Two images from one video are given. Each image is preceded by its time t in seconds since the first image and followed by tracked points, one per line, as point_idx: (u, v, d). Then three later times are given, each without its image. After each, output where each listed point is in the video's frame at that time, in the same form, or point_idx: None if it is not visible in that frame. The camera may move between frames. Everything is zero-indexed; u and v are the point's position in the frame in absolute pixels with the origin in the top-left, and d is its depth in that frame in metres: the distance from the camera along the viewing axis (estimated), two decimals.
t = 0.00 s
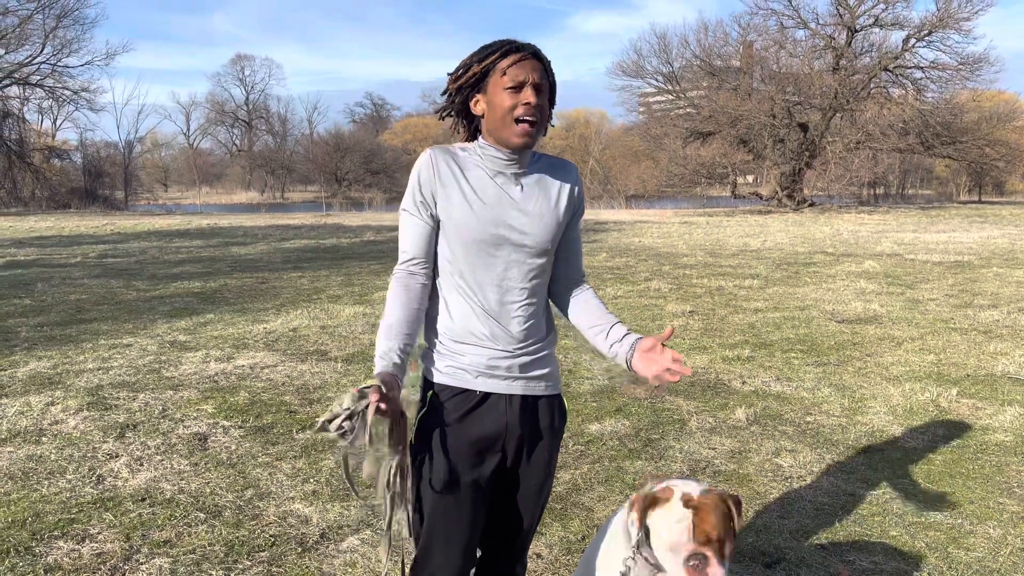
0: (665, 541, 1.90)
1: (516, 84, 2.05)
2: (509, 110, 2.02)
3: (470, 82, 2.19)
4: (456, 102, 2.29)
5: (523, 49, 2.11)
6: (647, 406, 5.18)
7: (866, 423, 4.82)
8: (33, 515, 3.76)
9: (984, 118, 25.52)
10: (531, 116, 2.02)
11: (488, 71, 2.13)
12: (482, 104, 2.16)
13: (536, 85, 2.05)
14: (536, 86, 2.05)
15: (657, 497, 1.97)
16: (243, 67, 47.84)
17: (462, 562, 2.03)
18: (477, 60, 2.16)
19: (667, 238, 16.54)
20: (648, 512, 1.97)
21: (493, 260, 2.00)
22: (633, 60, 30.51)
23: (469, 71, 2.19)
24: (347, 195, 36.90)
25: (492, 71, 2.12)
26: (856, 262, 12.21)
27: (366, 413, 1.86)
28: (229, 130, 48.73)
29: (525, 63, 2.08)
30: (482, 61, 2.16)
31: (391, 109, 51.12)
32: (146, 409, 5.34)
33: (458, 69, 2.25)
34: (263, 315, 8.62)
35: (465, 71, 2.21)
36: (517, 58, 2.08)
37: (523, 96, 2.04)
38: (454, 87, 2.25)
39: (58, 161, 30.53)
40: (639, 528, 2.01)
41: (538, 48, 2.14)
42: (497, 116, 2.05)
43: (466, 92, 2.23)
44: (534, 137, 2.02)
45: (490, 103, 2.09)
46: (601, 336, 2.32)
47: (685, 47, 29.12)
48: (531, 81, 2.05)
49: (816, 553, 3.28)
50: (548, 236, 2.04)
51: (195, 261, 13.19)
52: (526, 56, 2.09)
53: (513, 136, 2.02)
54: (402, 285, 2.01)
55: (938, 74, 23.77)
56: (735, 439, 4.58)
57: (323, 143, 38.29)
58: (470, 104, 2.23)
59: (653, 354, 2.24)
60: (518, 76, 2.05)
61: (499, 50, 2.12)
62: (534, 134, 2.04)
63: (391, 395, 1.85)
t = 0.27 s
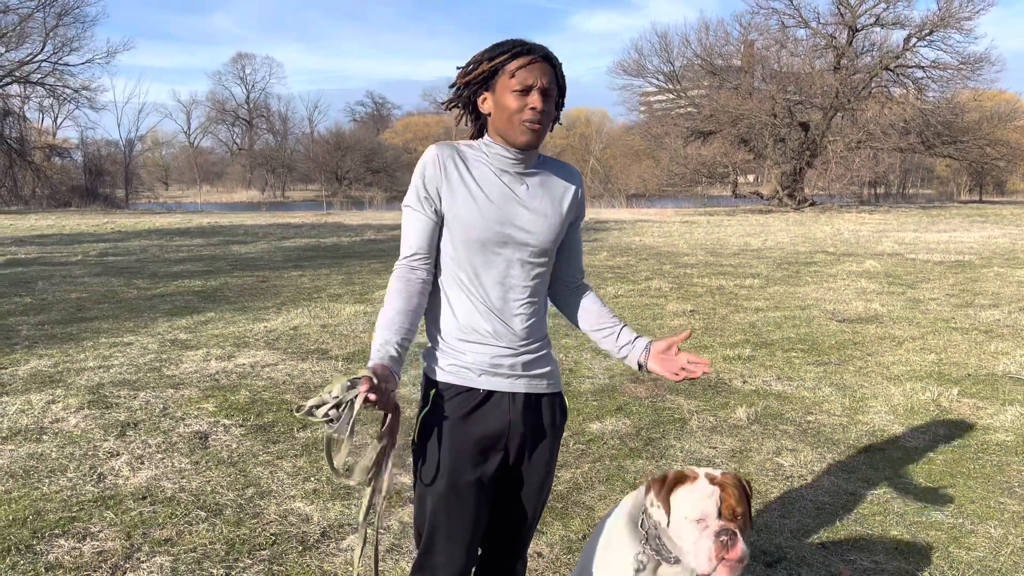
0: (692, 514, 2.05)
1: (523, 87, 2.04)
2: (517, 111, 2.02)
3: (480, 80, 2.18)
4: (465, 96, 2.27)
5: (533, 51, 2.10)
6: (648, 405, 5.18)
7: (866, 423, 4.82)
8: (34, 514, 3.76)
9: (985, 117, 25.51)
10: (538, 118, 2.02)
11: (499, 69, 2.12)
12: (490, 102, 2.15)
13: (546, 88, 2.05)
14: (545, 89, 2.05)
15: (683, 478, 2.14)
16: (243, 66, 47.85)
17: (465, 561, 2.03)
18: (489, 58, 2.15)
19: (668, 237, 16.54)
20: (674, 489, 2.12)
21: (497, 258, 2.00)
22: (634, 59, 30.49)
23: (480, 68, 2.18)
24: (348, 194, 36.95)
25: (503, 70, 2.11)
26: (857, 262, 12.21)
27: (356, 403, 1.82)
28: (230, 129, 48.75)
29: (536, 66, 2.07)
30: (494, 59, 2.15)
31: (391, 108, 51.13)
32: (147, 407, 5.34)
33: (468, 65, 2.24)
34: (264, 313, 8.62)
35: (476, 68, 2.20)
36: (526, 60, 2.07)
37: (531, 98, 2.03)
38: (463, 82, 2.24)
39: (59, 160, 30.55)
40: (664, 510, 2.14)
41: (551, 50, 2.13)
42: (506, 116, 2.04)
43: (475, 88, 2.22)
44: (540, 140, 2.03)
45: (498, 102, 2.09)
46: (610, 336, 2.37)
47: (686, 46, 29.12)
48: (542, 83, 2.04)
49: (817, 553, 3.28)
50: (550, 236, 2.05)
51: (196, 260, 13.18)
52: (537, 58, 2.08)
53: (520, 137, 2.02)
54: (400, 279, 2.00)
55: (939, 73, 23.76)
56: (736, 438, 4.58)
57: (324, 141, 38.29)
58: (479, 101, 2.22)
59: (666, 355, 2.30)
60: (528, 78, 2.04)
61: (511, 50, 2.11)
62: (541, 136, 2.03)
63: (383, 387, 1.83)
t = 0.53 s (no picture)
0: (691, 483, 2.18)
1: (527, 90, 2.04)
2: (522, 114, 2.02)
3: (482, 83, 2.17)
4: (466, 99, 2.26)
5: (535, 54, 2.09)
6: (649, 404, 5.18)
7: (868, 422, 4.81)
8: (34, 512, 3.76)
9: (986, 116, 25.48)
10: (543, 122, 2.02)
11: (502, 71, 2.11)
12: (493, 105, 2.14)
13: (549, 91, 2.05)
14: (548, 92, 2.05)
15: (682, 453, 2.28)
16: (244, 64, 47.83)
17: (465, 560, 2.02)
18: (490, 60, 2.14)
19: (668, 236, 16.53)
20: (675, 463, 2.26)
21: (501, 257, 1.99)
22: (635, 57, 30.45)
23: (481, 71, 2.17)
24: (348, 193, 37.03)
25: (505, 73, 2.10)
26: (858, 260, 12.19)
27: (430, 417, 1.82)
28: (231, 127, 48.75)
29: (540, 68, 2.06)
30: (495, 62, 2.14)
31: (392, 106, 51.10)
32: (147, 406, 5.34)
33: (469, 67, 2.23)
34: (264, 312, 8.61)
35: (478, 69, 2.18)
36: (528, 63, 2.07)
37: (535, 101, 2.04)
38: (465, 85, 2.23)
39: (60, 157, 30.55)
40: (664, 485, 2.27)
41: (552, 52, 2.12)
42: (511, 119, 2.04)
43: (477, 90, 2.21)
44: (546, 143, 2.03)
45: (501, 105, 2.08)
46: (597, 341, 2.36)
47: (687, 45, 29.08)
48: (544, 87, 2.04)
49: (818, 553, 3.28)
50: (552, 236, 2.05)
51: (197, 258, 13.18)
52: (540, 60, 2.08)
53: (525, 139, 2.02)
54: (419, 285, 1.94)
55: (940, 72, 23.71)
56: (737, 437, 4.57)
57: (324, 140, 38.27)
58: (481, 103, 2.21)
59: (649, 368, 2.31)
60: (531, 81, 2.04)
61: (513, 52, 2.10)
62: (547, 139, 2.04)
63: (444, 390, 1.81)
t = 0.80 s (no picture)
0: (692, 471, 2.20)
1: (525, 87, 2.02)
2: (521, 113, 2.01)
3: (479, 81, 2.16)
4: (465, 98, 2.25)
5: (532, 49, 2.08)
6: (650, 403, 5.17)
7: (870, 421, 4.81)
8: (36, 510, 3.77)
9: (988, 115, 25.43)
10: (543, 119, 2.01)
11: (498, 69, 2.09)
12: (491, 104, 2.13)
13: (547, 87, 2.04)
14: (547, 88, 2.03)
15: (683, 442, 2.29)
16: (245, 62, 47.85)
17: (467, 559, 2.02)
18: (485, 58, 2.13)
19: (670, 235, 16.52)
20: (675, 452, 2.27)
21: (503, 256, 1.98)
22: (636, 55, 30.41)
23: (478, 68, 2.15)
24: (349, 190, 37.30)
25: (502, 70, 2.08)
26: (859, 259, 12.19)
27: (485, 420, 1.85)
28: (232, 125, 48.80)
29: (537, 65, 2.04)
30: (491, 59, 2.13)
31: (394, 104, 51.08)
32: (148, 403, 5.34)
33: (465, 65, 2.21)
34: (265, 310, 8.61)
35: (475, 67, 2.17)
36: (525, 58, 2.05)
37: (534, 98, 2.02)
38: (462, 84, 2.22)
39: (61, 155, 30.57)
40: (665, 474, 2.29)
41: (549, 45, 2.11)
42: (509, 118, 2.03)
43: (473, 88, 2.20)
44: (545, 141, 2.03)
45: (500, 104, 2.07)
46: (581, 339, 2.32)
47: (688, 43, 29.05)
48: (541, 83, 2.03)
49: (819, 552, 3.27)
50: (552, 234, 2.05)
51: (198, 256, 13.18)
52: (536, 56, 2.06)
53: (524, 137, 2.02)
54: (430, 289, 1.94)
55: (942, 71, 23.65)
56: (739, 437, 4.57)
57: (325, 137, 38.24)
58: (479, 102, 2.19)
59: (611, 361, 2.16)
60: (528, 78, 2.03)
61: (509, 49, 2.08)
62: (547, 137, 2.03)
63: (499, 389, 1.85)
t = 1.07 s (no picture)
0: (695, 468, 2.21)
1: (522, 86, 2.00)
2: (517, 113, 1.99)
3: (475, 78, 2.13)
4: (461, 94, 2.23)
5: (529, 47, 2.05)
6: (652, 402, 5.16)
7: (872, 420, 4.80)
8: (36, 508, 3.76)
9: (990, 113, 25.38)
10: (539, 118, 2.00)
11: (494, 68, 2.06)
12: (489, 102, 2.11)
13: (545, 86, 2.01)
14: (544, 87, 2.00)
15: (687, 440, 2.31)
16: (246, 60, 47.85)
17: (469, 558, 2.03)
18: (482, 55, 2.10)
19: (671, 233, 16.51)
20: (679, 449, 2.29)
21: (501, 256, 1.98)
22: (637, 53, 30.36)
23: (474, 66, 2.13)
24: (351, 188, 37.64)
25: (498, 68, 2.05)
26: (861, 258, 12.17)
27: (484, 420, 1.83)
28: (233, 123, 48.80)
29: (534, 63, 2.01)
30: (488, 57, 2.10)
31: (395, 102, 51.05)
32: (149, 402, 5.34)
33: (461, 61, 2.18)
34: (266, 308, 8.61)
35: (471, 64, 2.14)
36: (522, 57, 2.02)
37: (531, 97, 2.00)
38: (458, 81, 2.19)
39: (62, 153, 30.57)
40: (669, 471, 2.31)
41: (546, 42, 2.08)
42: (506, 118, 2.01)
43: (470, 85, 2.17)
44: (541, 141, 2.01)
45: (496, 103, 2.05)
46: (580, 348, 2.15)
47: (690, 41, 29.00)
48: (538, 82, 2.00)
49: (822, 552, 3.26)
50: (551, 232, 2.05)
51: (199, 254, 13.17)
52: (533, 54, 2.03)
53: (519, 137, 2.00)
54: (432, 292, 1.94)
55: (944, 69, 23.57)
56: (741, 436, 4.56)
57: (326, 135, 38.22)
58: (476, 99, 2.17)
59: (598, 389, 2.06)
60: (525, 77, 2.00)
61: (505, 47, 2.06)
62: (544, 136, 2.01)
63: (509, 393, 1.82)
